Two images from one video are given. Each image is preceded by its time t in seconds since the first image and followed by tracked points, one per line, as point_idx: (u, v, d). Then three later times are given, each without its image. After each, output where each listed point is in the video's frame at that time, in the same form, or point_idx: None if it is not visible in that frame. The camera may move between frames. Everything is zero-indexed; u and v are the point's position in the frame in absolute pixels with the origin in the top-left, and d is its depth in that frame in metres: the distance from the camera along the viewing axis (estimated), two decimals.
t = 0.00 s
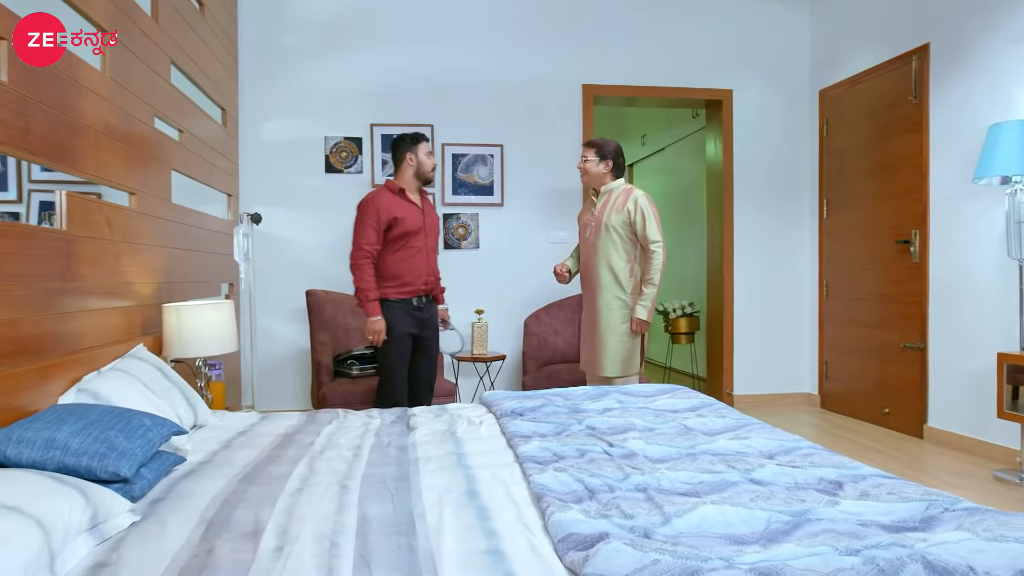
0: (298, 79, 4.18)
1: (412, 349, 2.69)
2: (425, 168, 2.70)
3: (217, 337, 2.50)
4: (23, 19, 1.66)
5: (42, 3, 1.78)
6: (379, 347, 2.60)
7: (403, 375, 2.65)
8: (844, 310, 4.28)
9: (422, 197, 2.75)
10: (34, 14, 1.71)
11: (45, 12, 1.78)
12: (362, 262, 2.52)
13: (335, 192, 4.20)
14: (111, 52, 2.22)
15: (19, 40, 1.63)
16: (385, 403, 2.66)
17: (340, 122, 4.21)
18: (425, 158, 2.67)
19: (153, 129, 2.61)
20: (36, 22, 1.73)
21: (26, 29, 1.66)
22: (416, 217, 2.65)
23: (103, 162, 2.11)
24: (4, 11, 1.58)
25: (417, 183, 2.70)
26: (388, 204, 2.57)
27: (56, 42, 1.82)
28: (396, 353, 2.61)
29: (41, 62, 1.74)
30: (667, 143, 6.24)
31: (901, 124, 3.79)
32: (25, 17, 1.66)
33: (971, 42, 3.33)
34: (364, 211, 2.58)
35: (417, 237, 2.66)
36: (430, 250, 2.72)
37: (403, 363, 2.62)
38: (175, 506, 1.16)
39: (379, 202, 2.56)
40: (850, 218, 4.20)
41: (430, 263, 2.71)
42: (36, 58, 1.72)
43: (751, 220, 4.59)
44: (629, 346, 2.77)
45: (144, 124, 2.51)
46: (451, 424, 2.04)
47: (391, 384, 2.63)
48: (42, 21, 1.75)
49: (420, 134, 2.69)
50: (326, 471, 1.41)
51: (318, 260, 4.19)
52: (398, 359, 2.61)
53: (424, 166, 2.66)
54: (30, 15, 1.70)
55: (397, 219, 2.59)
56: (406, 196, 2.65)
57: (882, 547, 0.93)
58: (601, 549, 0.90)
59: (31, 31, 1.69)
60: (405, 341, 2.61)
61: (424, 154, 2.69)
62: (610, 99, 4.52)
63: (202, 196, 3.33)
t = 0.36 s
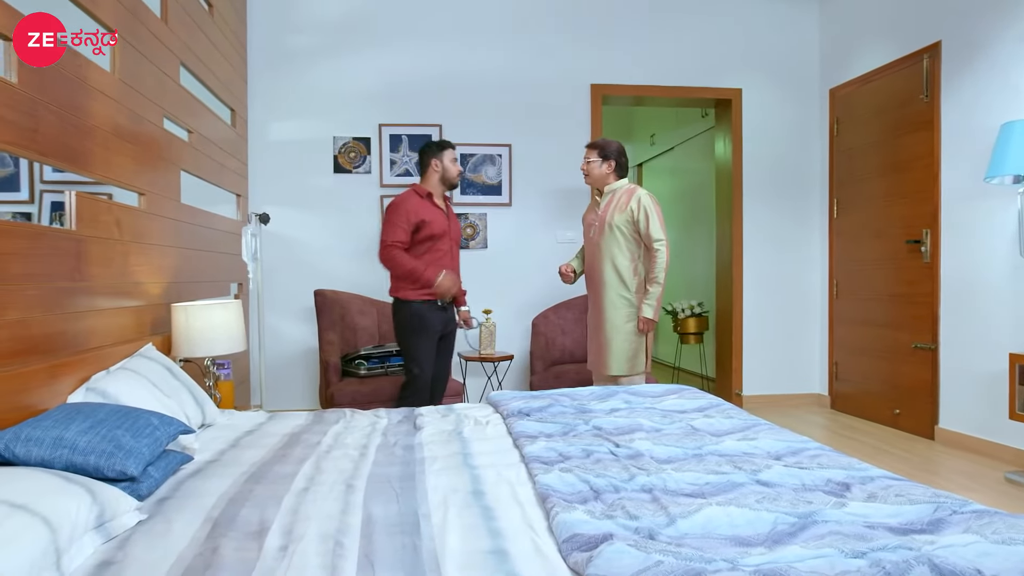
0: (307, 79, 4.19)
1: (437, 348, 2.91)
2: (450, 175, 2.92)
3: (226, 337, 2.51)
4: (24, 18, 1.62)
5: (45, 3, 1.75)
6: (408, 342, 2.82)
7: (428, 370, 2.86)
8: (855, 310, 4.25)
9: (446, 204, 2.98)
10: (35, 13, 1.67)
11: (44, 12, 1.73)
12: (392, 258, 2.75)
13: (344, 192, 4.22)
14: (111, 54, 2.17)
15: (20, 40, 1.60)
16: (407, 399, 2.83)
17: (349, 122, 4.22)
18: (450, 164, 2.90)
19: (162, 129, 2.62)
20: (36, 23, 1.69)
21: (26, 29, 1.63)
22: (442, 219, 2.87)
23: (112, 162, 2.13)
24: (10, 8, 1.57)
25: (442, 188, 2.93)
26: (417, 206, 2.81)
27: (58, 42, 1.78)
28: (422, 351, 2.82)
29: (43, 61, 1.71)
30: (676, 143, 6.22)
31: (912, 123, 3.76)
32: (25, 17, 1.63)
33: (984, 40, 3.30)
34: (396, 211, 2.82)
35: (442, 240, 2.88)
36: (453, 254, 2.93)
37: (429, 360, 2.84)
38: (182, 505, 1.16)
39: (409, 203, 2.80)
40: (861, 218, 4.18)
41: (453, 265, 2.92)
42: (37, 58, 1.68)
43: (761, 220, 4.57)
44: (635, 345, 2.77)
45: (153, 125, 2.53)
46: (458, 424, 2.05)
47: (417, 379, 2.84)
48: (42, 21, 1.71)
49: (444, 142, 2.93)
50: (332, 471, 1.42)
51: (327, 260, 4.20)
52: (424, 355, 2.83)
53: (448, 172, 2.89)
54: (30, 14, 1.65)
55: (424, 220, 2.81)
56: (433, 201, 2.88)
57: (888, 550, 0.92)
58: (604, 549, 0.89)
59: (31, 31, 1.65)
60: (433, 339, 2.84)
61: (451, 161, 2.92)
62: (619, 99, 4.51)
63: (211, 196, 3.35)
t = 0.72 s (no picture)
0: (314, 80, 4.20)
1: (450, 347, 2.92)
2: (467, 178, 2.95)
3: (232, 336, 2.52)
4: (24, 19, 1.61)
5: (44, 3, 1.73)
6: (421, 342, 2.84)
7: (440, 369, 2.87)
8: (863, 310, 4.23)
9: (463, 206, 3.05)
10: (35, 14, 1.66)
11: (44, 12, 1.71)
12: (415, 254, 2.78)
13: (350, 192, 4.23)
14: (111, 54, 2.14)
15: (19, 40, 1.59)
16: (420, 399, 2.84)
17: (356, 123, 4.23)
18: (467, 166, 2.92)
19: (169, 130, 2.64)
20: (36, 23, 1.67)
21: (26, 29, 1.61)
22: (459, 220, 2.94)
23: (119, 163, 2.15)
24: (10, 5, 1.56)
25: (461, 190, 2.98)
26: (437, 206, 2.87)
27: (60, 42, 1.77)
28: (437, 350, 2.83)
29: (44, 62, 1.70)
30: (683, 142, 6.20)
31: (921, 122, 3.74)
32: (25, 17, 1.61)
33: (994, 38, 3.27)
34: (415, 210, 2.88)
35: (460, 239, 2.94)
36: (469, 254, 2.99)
37: (442, 359, 2.85)
38: (187, 504, 1.17)
39: (429, 202, 2.86)
40: (870, 218, 4.15)
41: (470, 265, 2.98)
42: (37, 58, 1.67)
43: (768, 219, 4.55)
44: (637, 343, 2.76)
45: (160, 126, 2.54)
46: (463, 424, 2.05)
47: (429, 378, 2.85)
48: (42, 21, 1.69)
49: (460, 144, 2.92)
50: (336, 470, 1.42)
51: (333, 260, 4.22)
52: (437, 354, 2.83)
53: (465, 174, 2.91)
54: (30, 13, 1.64)
55: (444, 219, 2.88)
56: (451, 203, 2.94)
57: (893, 552, 0.92)
58: (606, 550, 0.89)
59: (31, 31, 1.64)
60: (446, 338, 2.84)
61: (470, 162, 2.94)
62: (626, 98, 4.50)
63: (218, 197, 3.37)
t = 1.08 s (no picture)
0: (320, 80, 4.22)
1: (455, 348, 2.92)
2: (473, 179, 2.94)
3: (237, 336, 2.53)
4: (24, 18, 1.59)
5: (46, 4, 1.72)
6: (426, 342, 2.84)
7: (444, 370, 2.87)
8: (871, 310, 4.21)
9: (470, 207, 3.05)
10: (35, 14, 1.64)
11: (44, 12, 1.69)
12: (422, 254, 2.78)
13: (356, 192, 4.24)
14: (112, 54, 2.10)
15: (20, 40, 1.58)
16: (425, 399, 2.83)
17: (362, 123, 4.24)
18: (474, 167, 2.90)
19: (175, 130, 2.65)
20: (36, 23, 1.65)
21: (26, 29, 1.60)
22: (466, 220, 2.94)
23: (125, 163, 2.16)
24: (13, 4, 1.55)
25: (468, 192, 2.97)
26: (444, 206, 2.87)
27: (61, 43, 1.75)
28: (440, 350, 2.83)
29: (46, 62, 1.69)
30: (689, 142, 6.19)
31: (930, 121, 3.71)
32: (26, 16, 1.60)
33: (1003, 37, 3.25)
34: (422, 210, 2.88)
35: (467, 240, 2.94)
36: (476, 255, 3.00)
37: (445, 359, 2.85)
38: (190, 504, 1.18)
39: (436, 203, 2.86)
40: (877, 218, 4.13)
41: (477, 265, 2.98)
42: (37, 58, 1.65)
43: (774, 219, 4.53)
44: (641, 343, 2.75)
45: (166, 127, 2.55)
46: (467, 424, 2.05)
47: (432, 378, 2.85)
48: (42, 21, 1.67)
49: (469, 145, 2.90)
50: (340, 470, 1.43)
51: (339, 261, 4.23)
52: (441, 355, 2.84)
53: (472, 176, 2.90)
54: (30, 12, 1.62)
55: (450, 219, 2.89)
56: (458, 203, 2.94)
57: (896, 554, 0.91)
58: (606, 551, 0.89)
59: (31, 31, 1.62)
60: (450, 339, 2.85)
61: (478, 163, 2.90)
62: (633, 98, 4.49)
63: (224, 197, 3.38)
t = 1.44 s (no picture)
0: (326, 81, 4.23)
1: (456, 347, 2.92)
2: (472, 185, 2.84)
3: (241, 336, 2.54)
4: (25, 18, 1.59)
5: (46, 3, 1.71)
6: (425, 342, 2.85)
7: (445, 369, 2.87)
8: (878, 310, 4.19)
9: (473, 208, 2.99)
10: (36, 14, 1.63)
11: (44, 11, 1.68)
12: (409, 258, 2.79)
13: (362, 193, 4.25)
14: (112, 54, 2.07)
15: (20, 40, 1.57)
16: (425, 399, 2.85)
17: (367, 123, 4.25)
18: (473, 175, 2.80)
19: (180, 131, 2.66)
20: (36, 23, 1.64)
21: (26, 29, 1.59)
22: (463, 222, 2.91)
23: (131, 164, 2.18)
24: (13, 3, 1.54)
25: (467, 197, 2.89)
26: (438, 209, 2.85)
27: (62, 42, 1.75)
28: (440, 349, 2.84)
29: (46, 63, 1.68)
30: (696, 142, 6.17)
31: (938, 120, 3.69)
32: (26, 15, 1.59)
33: (1012, 35, 3.22)
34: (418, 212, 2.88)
35: (464, 242, 2.91)
36: (477, 257, 2.96)
37: (445, 357, 2.85)
38: (192, 503, 1.18)
39: (430, 205, 2.84)
40: (885, 217, 4.11)
41: (476, 268, 2.95)
42: (37, 57, 1.64)
43: (780, 219, 4.52)
44: (650, 342, 2.75)
45: (172, 127, 2.56)
46: (471, 424, 2.06)
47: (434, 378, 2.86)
48: (43, 20, 1.66)
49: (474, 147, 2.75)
50: (342, 470, 1.43)
51: (345, 261, 4.24)
52: (441, 354, 2.84)
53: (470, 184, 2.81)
54: (30, 12, 1.62)
55: (444, 222, 2.86)
56: (458, 204, 2.91)
57: (897, 556, 0.91)
58: (605, 553, 0.89)
59: (31, 32, 1.62)
60: (449, 338, 2.84)
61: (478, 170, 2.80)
62: (638, 98, 4.49)
63: (229, 197, 3.39)
